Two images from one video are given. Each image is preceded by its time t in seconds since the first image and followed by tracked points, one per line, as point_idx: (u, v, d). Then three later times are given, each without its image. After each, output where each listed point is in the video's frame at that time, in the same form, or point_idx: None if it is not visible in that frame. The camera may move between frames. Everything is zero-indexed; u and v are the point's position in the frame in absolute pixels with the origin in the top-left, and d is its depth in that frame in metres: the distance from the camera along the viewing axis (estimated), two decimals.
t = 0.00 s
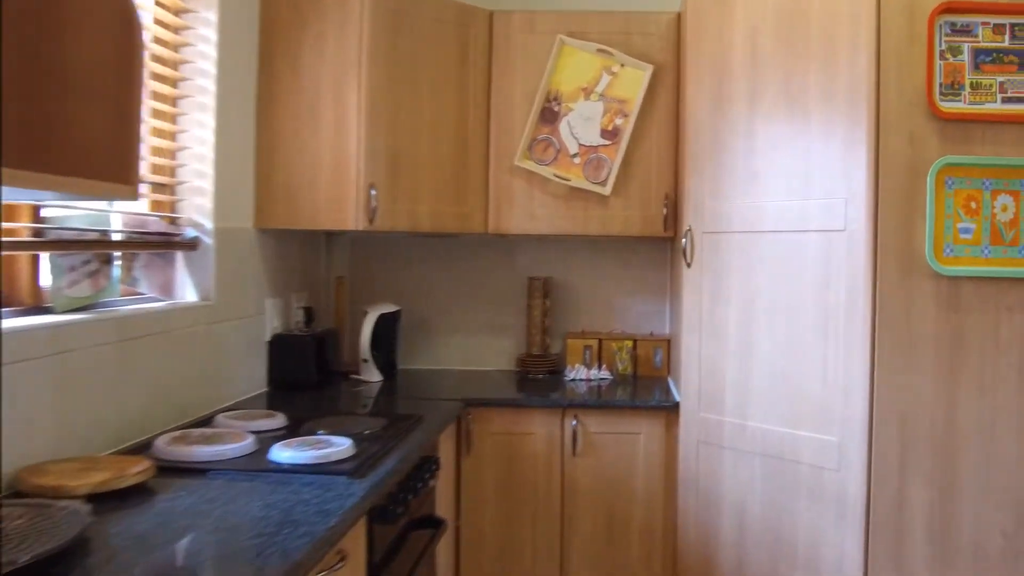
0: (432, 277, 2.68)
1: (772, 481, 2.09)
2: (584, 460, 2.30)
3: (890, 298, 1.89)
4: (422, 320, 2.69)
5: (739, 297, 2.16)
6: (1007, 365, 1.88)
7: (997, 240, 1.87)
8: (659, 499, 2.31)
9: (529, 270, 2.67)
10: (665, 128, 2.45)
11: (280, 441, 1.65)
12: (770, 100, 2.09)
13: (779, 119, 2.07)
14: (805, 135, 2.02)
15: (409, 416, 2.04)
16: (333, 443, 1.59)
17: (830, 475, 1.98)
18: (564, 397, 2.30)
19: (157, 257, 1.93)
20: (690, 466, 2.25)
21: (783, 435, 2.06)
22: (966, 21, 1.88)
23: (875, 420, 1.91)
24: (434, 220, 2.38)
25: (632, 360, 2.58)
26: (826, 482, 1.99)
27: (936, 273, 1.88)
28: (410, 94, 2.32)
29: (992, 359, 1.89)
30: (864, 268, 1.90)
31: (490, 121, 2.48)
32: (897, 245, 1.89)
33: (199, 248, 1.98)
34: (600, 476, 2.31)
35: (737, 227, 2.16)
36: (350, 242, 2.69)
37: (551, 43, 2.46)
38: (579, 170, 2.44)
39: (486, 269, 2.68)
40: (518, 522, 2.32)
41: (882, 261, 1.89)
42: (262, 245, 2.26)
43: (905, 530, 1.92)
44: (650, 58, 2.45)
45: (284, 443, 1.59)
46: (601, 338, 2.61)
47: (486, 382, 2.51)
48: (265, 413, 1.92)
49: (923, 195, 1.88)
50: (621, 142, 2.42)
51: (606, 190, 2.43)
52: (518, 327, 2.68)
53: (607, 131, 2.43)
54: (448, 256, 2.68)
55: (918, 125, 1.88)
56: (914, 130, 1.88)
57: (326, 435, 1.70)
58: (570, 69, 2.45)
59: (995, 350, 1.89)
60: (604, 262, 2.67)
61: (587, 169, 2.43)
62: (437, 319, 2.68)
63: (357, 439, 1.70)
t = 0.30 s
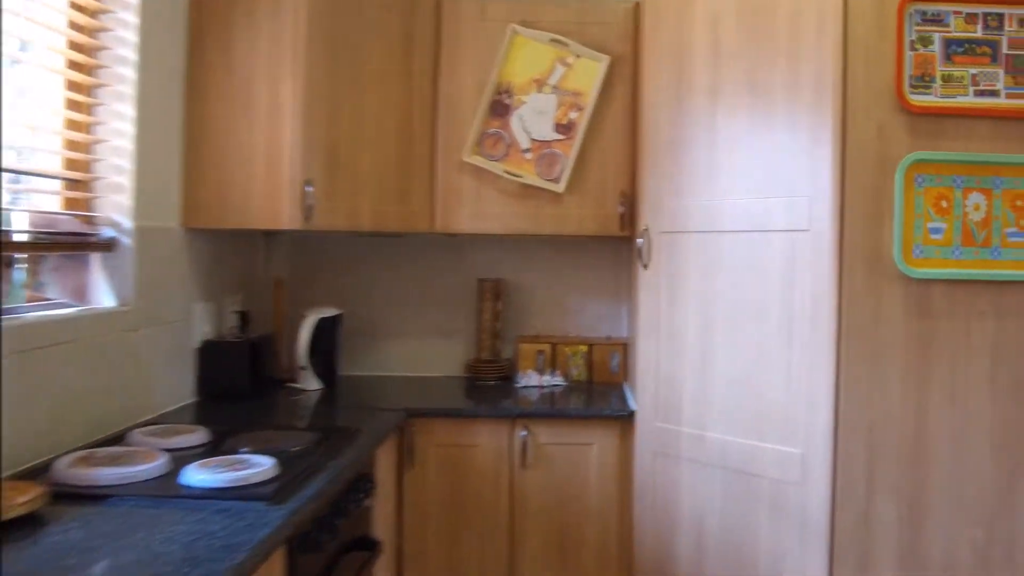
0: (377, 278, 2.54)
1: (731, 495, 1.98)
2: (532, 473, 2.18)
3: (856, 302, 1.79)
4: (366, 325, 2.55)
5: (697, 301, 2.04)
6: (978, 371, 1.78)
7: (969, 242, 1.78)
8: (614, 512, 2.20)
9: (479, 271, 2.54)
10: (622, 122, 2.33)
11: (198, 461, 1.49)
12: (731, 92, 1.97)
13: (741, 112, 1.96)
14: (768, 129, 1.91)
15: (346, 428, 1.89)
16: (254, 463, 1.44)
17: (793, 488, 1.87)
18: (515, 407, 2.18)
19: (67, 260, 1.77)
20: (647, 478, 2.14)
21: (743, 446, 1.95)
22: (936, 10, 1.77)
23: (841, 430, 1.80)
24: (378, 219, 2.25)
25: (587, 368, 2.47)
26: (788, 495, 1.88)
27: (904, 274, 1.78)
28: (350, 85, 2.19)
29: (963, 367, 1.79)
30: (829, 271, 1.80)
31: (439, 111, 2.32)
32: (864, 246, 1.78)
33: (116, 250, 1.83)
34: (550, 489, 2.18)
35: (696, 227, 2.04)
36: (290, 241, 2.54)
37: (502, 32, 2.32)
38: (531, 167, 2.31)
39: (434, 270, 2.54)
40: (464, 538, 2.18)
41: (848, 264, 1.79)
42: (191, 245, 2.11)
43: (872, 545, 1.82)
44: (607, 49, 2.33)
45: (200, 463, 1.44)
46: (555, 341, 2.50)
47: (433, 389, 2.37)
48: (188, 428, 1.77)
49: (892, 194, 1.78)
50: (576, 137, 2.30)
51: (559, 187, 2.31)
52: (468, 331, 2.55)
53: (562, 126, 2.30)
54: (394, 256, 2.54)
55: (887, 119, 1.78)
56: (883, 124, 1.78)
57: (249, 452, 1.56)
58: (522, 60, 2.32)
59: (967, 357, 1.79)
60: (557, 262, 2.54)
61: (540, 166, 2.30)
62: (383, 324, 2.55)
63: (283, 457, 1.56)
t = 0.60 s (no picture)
0: (264, 279, 2.34)
1: (645, 511, 1.84)
2: (434, 489, 2.02)
3: (777, 304, 1.66)
4: (252, 329, 2.34)
5: (609, 302, 1.90)
6: (903, 376, 1.69)
7: (896, 240, 1.67)
8: (520, 529, 2.06)
9: (376, 271, 2.36)
10: (531, 111, 2.17)
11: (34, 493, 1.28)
12: (647, 78, 1.84)
13: (657, 100, 1.82)
14: (686, 119, 1.77)
15: (220, 446, 1.70)
16: (99, 496, 1.24)
17: (711, 504, 1.73)
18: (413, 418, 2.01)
19: None
20: (556, 493, 1.99)
21: (658, 459, 1.81)
22: None
23: (762, 441, 1.67)
24: (260, 215, 2.06)
25: (494, 373, 2.33)
26: (706, 511, 1.74)
27: (828, 275, 1.66)
28: (230, 71, 2.02)
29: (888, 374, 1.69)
30: (750, 270, 1.66)
31: (332, 96, 2.12)
32: (787, 243, 1.65)
33: None
34: (452, 507, 2.03)
35: (609, 223, 1.90)
36: (167, 238, 2.32)
37: (401, 12, 2.14)
38: (432, 158, 2.14)
39: (327, 270, 2.35)
40: (357, 562, 2.01)
41: (770, 262, 1.65)
42: (45, 242, 1.88)
43: (793, 565, 1.69)
44: (516, 32, 2.17)
45: (34, 497, 1.24)
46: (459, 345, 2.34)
47: (325, 399, 2.18)
48: (33, 451, 1.55)
49: (817, 188, 1.65)
50: (481, 127, 2.14)
51: (463, 180, 2.15)
52: (365, 334, 2.37)
53: (466, 114, 2.14)
54: (283, 254, 2.34)
55: (812, 109, 1.66)
56: (808, 114, 1.66)
57: (99, 481, 1.37)
58: (425, 43, 2.14)
59: (892, 363, 1.69)
60: (462, 262, 2.38)
61: (441, 157, 2.14)
62: (271, 328, 2.35)
63: (139, 485, 1.37)
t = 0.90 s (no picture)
0: (91, 285, 2.09)
1: (516, 532, 1.72)
2: (288, 514, 1.84)
3: (656, 312, 1.56)
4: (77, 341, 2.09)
5: (476, 309, 1.77)
6: (784, 386, 1.62)
7: (776, 243, 1.60)
8: (381, 552, 1.92)
9: (220, 275, 2.16)
10: (392, 103, 2.02)
11: None
12: (516, 70, 1.71)
13: (527, 92, 1.70)
14: (558, 113, 1.65)
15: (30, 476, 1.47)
16: None
17: (587, 523, 1.62)
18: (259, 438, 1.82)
19: None
20: (420, 514, 1.85)
21: (530, 476, 1.69)
22: None
23: (640, 458, 1.56)
24: (83, 212, 1.84)
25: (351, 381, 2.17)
26: (582, 532, 1.63)
27: (709, 280, 1.56)
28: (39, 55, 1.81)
29: (769, 383, 1.61)
30: (626, 276, 1.55)
31: (168, 80, 1.90)
32: (666, 247, 1.56)
33: None
34: (306, 533, 1.86)
35: (476, 224, 1.76)
36: None
37: None
38: (281, 152, 1.95)
39: (165, 272, 2.13)
40: None
41: (648, 265, 1.55)
42: None
43: None
44: (375, 18, 2.01)
45: None
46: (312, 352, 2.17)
47: (162, 417, 1.97)
48: None
49: (696, 189, 1.56)
50: (336, 118, 1.96)
51: (315, 175, 1.97)
52: (206, 344, 2.16)
53: (321, 104, 1.96)
54: (113, 257, 2.11)
55: (692, 106, 1.56)
56: (687, 110, 1.56)
57: None
58: (273, 26, 1.94)
59: (773, 372, 1.61)
60: (317, 264, 2.21)
61: (291, 150, 1.95)
62: (100, 339, 2.11)
63: None
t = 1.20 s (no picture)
0: None
1: (416, 554, 1.57)
2: (157, 539, 1.66)
3: (567, 315, 1.42)
4: None
5: (369, 311, 1.62)
6: (703, 392, 1.51)
7: (695, 239, 1.49)
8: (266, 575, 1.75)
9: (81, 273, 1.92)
10: (276, 87, 1.86)
11: None
12: (411, 50, 1.57)
13: (425, 74, 1.55)
14: (458, 97, 1.51)
15: None
16: None
17: (494, 543, 1.49)
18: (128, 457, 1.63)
19: None
20: (310, 535, 1.69)
21: (431, 493, 1.55)
22: None
23: (551, 473, 1.43)
24: None
25: (234, 392, 1.99)
26: (488, 553, 1.49)
27: (624, 279, 1.44)
28: None
29: (687, 389, 1.50)
30: (535, 275, 1.43)
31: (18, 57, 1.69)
32: (581, 243, 1.42)
33: None
34: (179, 557, 1.68)
35: (368, 218, 1.61)
36: None
37: None
38: (150, 137, 1.76)
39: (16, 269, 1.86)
40: None
41: (560, 264, 1.41)
42: None
43: None
44: None
45: None
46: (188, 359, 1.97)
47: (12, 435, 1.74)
48: None
49: (611, 181, 1.43)
50: (215, 101, 1.79)
51: (192, 165, 1.79)
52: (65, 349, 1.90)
53: (196, 86, 1.77)
54: None
55: (606, 91, 1.44)
56: (599, 96, 1.43)
57: None
58: None
59: (691, 377, 1.51)
60: (192, 263, 2.03)
61: (163, 136, 1.76)
62: None
63: None
